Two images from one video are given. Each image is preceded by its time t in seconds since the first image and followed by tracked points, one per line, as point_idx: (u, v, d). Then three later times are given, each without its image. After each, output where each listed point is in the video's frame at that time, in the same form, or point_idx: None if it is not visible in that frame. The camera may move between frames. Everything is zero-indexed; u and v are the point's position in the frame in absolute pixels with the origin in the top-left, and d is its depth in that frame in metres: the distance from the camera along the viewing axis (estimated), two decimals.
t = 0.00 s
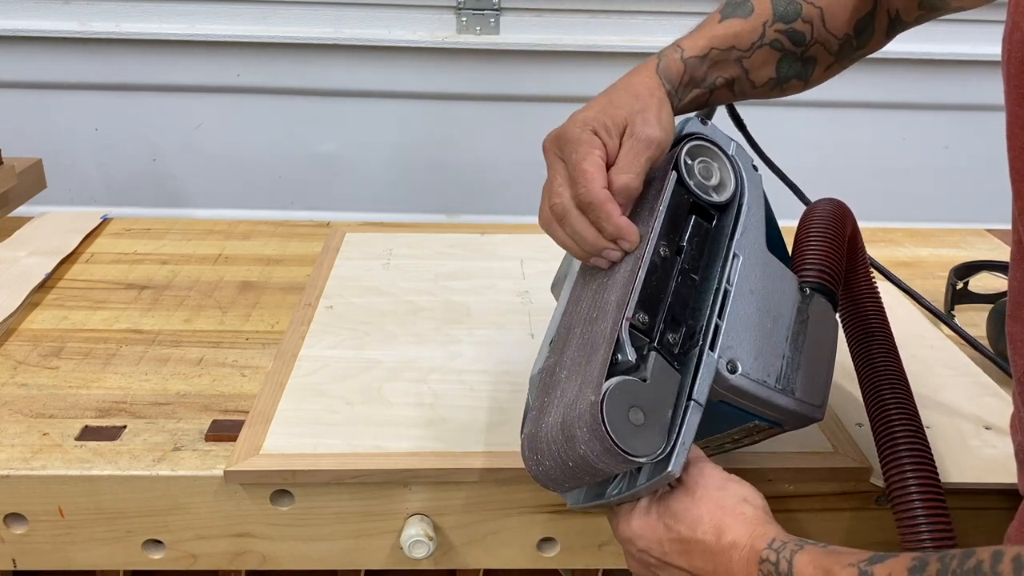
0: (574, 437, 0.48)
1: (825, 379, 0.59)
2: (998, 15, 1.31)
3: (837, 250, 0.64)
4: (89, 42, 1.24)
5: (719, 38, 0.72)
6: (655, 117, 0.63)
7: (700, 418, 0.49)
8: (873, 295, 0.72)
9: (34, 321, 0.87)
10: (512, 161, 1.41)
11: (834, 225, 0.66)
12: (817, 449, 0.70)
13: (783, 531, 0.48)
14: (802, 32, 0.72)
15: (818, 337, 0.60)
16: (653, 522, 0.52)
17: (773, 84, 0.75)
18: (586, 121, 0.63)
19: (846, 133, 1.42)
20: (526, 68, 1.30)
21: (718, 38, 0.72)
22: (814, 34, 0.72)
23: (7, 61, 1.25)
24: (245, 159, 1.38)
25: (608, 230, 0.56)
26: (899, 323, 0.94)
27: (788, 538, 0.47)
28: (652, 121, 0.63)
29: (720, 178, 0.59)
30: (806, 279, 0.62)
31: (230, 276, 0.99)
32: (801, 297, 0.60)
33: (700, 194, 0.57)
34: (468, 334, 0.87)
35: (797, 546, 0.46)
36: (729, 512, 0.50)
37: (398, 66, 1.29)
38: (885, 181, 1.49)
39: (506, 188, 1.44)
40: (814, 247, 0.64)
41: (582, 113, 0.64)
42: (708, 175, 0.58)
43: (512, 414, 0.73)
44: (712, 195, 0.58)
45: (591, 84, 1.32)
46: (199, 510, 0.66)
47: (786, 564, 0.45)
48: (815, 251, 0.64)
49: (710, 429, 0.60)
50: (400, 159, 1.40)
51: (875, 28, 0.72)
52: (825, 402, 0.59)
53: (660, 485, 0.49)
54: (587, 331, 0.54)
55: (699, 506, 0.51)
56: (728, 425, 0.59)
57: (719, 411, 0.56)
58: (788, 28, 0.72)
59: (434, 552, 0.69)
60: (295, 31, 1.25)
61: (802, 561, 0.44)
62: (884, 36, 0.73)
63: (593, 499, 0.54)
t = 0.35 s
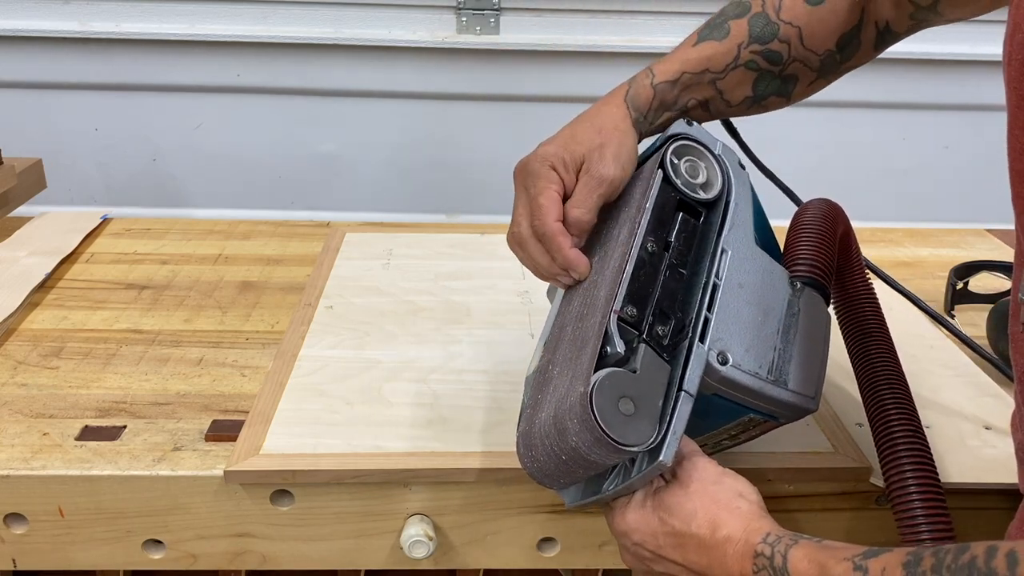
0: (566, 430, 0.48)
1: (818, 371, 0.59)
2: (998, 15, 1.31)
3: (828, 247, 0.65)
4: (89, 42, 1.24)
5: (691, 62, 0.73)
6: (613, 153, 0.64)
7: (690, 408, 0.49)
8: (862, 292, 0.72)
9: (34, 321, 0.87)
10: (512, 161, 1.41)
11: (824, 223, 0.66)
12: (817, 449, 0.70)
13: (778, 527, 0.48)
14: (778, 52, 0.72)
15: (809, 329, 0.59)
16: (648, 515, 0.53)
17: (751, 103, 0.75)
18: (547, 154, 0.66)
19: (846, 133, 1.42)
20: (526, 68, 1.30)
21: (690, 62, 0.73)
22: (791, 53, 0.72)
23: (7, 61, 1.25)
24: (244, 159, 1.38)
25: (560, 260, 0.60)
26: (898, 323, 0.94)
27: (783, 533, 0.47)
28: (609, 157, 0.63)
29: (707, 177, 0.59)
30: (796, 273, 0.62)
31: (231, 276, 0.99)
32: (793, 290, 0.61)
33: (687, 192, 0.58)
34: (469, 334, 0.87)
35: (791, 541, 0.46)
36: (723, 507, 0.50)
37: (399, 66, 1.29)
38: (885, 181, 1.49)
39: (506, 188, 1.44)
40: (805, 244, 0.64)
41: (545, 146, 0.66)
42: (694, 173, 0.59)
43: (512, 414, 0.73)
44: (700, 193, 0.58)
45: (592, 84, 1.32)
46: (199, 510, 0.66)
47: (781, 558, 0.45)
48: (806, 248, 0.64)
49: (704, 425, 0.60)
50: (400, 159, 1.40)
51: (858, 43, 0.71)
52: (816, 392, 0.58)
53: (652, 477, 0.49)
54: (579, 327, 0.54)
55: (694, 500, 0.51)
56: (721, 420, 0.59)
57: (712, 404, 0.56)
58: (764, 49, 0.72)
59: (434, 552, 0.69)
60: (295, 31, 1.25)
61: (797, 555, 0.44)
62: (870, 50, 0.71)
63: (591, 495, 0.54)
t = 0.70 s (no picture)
0: (563, 426, 0.48)
1: (817, 372, 0.59)
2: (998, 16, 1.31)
3: (830, 249, 0.65)
4: (89, 42, 1.24)
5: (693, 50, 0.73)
6: (625, 135, 0.64)
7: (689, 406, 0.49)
8: (865, 294, 0.72)
9: (34, 321, 0.87)
10: (512, 161, 1.41)
11: (826, 225, 0.66)
12: (816, 448, 0.70)
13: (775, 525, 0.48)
14: (781, 44, 0.71)
15: (809, 330, 0.60)
16: (645, 513, 0.53)
17: (753, 95, 0.75)
18: (557, 142, 0.66)
19: (846, 133, 1.42)
20: (526, 68, 1.30)
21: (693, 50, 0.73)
22: (792, 46, 0.71)
23: (7, 61, 1.25)
24: (244, 159, 1.38)
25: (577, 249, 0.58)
26: (897, 322, 0.94)
27: (780, 532, 0.47)
28: (623, 138, 0.64)
29: (709, 177, 0.59)
30: (798, 274, 0.62)
31: (231, 276, 0.99)
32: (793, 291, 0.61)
33: (689, 191, 0.58)
34: (469, 334, 0.87)
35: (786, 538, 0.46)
36: (720, 505, 0.50)
37: (399, 66, 1.29)
38: (885, 180, 1.49)
39: (506, 188, 1.44)
40: (807, 245, 0.64)
41: (554, 136, 0.67)
42: (697, 173, 0.58)
43: (512, 413, 0.73)
44: (702, 192, 0.58)
45: (592, 84, 1.32)
46: (199, 510, 0.66)
47: (775, 556, 0.45)
48: (808, 249, 0.64)
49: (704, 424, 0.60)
50: (400, 159, 1.40)
51: (861, 40, 0.70)
52: (815, 394, 0.58)
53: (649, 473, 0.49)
54: (578, 324, 0.54)
55: (691, 498, 0.51)
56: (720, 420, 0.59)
57: (712, 404, 0.56)
58: (767, 40, 0.71)
59: (434, 552, 0.69)
60: (295, 31, 1.25)
61: (793, 553, 0.44)
62: (871, 48, 0.71)
63: (588, 492, 0.54)
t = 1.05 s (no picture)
0: (572, 422, 0.48)
1: (824, 375, 0.59)
2: (998, 16, 1.31)
3: (839, 252, 0.65)
4: (89, 42, 1.24)
5: (690, 64, 0.72)
6: (614, 156, 0.64)
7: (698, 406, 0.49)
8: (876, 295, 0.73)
9: (34, 321, 0.87)
10: (512, 162, 1.41)
11: (835, 229, 0.66)
12: (816, 449, 0.70)
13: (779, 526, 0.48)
14: (778, 53, 0.71)
15: (818, 332, 0.60)
16: (649, 511, 0.53)
17: (753, 104, 0.75)
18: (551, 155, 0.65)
19: (846, 133, 1.42)
20: (526, 68, 1.30)
21: (690, 63, 0.72)
22: (792, 53, 0.71)
23: (7, 61, 1.25)
24: (245, 159, 1.38)
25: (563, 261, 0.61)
26: (897, 322, 0.94)
27: (784, 532, 0.47)
28: (613, 159, 0.64)
29: (724, 177, 0.59)
30: (807, 278, 0.62)
31: (231, 276, 0.99)
32: (802, 294, 0.60)
33: (703, 190, 0.58)
34: (469, 333, 0.87)
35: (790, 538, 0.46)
36: (726, 505, 0.50)
37: (399, 66, 1.29)
38: (885, 180, 1.49)
39: (507, 188, 1.44)
40: (816, 248, 0.64)
41: (548, 148, 0.66)
42: (711, 173, 0.58)
43: (512, 413, 0.73)
44: (716, 193, 0.58)
45: (592, 84, 1.32)
46: (199, 510, 0.66)
47: (779, 556, 0.45)
48: (817, 253, 0.64)
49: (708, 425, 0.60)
50: (400, 159, 1.40)
51: (859, 43, 0.71)
52: (822, 399, 0.58)
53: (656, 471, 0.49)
54: (589, 321, 0.54)
55: (696, 497, 0.51)
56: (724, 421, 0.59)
57: (720, 405, 0.56)
58: (764, 50, 0.71)
59: (434, 552, 0.69)
60: (295, 31, 1.25)
61: (797, 554, 0.44)
62: (870, 50, 0.72)
63: (592, 487, 0.54)
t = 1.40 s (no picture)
0: (570, 423, 0.48)
1: (822, 374, 0.59)
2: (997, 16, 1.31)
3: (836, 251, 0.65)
4: (89, 42, 1.24)
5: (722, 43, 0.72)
6: (654, 118, 0.64)
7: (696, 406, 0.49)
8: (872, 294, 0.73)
9: (34, 321, 0.87)
10: (512, 162, 1.41)
11: (832, 227, 0.66)
12: (816, 449, 0.70)
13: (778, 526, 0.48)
14: (810, 36, 0.71)
15: (816, 331, 0.60)
16: (649, 510, 0.53)
17: (780, 88, 0.75)
18: (586, 120, 0.64)
19: (846, 133, 1.42)
20: (525, 68, 1.30)
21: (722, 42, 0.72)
22: (821, 38, 0.72)
23: (7, 61, 1.25)
24: (245, 158, 1.38)
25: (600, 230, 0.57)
26: (897, 322, 0.94)
27: (784, 532, 0.47)
28: (650, 124, 0.63)
29: (719, 176, 0.59)
30: (805, 277, 0.62)
31: (231, 276, 0.99)
32: (800, 293, 0.60)
33: (699, 190, 0.57)
34: (469, 334, 0.87)
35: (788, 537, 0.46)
36: (726, 504, 0.50)
37: (399, 66, 1.29)
38: (886, 180, 1.49)
39: (507, 188, 1.44)
40: (814, 246, 0.64)
41: (583, 111, 0.65)
42: (707, 172, 0.58)
43: (512, 413, 0.73)
44: (712, 192, 0.58)
45: (592, 84, 1.32)
46: (199, 510, 0.66)
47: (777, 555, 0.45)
48: (814, 252, 0.64)
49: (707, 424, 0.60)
50: (400, 159, 1.40)
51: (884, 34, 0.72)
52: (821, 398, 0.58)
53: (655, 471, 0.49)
54: (586, 321, 0.54)
55: (696, 497, 0.51)
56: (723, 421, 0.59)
57: (717, 404, 0.56)
58: (795, 33, 0.72)
59: (434, 552, 0.69)
60: (295, 31, 1.25)
61: (797, 552, 0.44)
62: (896, 42, 0.72)
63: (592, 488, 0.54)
